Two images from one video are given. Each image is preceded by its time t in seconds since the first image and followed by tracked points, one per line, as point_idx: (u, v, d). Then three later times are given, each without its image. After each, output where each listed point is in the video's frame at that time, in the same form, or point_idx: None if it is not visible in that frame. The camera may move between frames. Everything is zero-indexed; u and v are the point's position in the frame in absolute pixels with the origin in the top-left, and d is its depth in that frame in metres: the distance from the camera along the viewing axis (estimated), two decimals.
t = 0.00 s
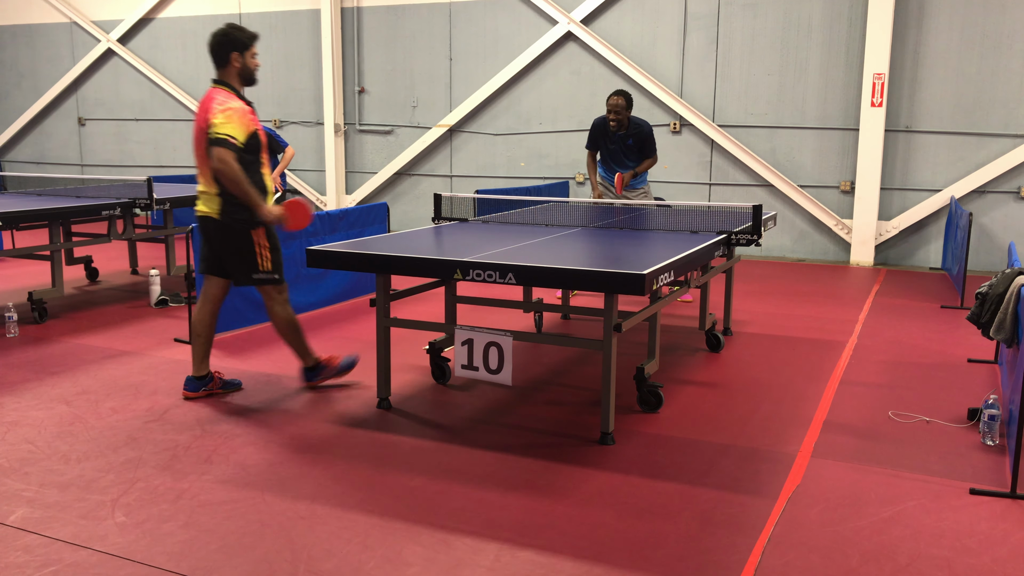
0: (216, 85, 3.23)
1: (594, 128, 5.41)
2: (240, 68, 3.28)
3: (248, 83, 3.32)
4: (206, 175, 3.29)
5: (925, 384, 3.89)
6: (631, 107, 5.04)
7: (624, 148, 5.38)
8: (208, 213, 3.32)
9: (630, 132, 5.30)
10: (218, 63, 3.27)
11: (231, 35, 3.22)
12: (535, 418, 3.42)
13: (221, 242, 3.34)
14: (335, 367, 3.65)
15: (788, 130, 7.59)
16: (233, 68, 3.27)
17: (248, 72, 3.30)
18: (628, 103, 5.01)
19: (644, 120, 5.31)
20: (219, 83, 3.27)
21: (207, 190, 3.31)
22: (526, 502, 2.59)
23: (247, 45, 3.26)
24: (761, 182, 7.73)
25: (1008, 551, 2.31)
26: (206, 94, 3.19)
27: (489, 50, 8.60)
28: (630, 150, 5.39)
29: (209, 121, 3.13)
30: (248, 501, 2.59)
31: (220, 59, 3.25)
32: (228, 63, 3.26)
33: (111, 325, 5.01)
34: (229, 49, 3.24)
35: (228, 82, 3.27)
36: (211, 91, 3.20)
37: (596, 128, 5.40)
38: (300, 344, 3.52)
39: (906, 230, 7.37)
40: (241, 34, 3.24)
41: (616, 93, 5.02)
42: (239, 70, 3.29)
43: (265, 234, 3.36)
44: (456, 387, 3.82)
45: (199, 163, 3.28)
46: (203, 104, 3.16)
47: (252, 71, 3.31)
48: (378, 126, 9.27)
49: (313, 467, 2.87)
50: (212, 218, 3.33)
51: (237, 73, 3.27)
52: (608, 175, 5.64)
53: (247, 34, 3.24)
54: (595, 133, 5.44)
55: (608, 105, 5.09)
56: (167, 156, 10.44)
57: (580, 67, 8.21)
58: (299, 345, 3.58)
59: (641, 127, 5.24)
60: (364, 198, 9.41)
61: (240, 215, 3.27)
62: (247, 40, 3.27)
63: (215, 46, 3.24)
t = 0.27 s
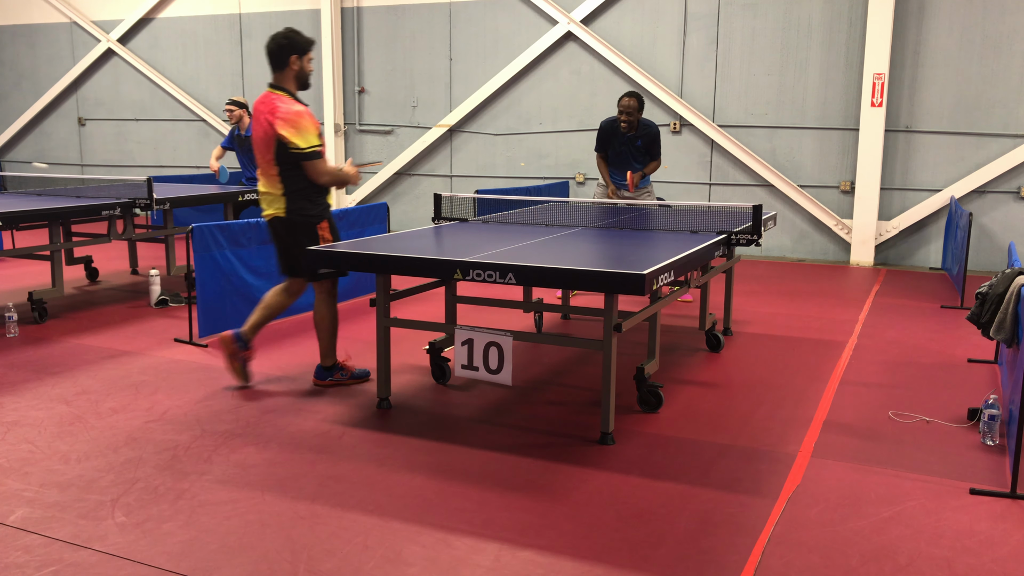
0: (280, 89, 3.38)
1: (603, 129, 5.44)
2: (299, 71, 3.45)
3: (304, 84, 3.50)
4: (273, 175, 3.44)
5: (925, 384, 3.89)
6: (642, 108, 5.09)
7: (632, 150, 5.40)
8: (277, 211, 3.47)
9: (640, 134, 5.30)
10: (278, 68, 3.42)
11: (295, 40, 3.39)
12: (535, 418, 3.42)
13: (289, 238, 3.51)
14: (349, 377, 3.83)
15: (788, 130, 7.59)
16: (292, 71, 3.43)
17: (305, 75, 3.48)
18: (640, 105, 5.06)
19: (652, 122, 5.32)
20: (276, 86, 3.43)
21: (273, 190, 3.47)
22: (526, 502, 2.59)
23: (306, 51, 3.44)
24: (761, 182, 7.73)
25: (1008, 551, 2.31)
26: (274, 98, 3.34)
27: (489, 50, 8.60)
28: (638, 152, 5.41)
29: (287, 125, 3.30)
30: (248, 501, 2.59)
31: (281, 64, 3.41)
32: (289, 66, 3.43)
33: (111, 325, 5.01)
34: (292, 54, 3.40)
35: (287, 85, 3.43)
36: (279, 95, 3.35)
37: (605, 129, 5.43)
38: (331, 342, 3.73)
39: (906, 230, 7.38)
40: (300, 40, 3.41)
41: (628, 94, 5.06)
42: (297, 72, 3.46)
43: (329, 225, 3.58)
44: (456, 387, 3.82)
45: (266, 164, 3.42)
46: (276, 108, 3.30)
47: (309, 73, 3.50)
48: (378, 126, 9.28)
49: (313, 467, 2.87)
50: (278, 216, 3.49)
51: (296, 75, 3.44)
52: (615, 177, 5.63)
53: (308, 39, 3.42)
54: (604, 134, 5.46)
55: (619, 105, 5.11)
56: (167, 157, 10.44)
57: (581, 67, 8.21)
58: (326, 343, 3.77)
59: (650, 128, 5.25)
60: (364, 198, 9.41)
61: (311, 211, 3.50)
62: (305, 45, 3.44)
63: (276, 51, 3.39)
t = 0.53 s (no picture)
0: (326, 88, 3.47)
1: (605, 129, 5.34)
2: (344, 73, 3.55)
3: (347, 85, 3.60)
4: (317, 173, 3.55)
5: (925, 384, 3.89)
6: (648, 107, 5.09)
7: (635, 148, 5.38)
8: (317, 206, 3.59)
9: (644, 133, 5.30)
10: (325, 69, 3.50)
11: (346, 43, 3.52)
12: (534, 418, 3.42)
13: (327, 232, 3.63)
14: (348, 376, 3.83)
15: (787, 130, 7.59)
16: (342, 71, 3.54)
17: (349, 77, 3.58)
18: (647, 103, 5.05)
19: (655, 121, 5.32)
20: (324, 85, 3.53)
21: (314, 187, 3.59)
22: (526, 503, 2.59)
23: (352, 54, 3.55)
24: (761, 182, 7.73)
25: (1009, 551, 2.31)
26: (323, 96, 3.43)
27: (489, 50, 8.59)
28: (639, 151, 5.40)
29: (338, 125, 3.41)
30: (248, 501, 2.59)
31: (329, 66, 3.50)
32: (337, 69, 3.52)
33: (111, 325, 5.01)
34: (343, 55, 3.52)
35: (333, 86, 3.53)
36: (328, 95, 3.44)
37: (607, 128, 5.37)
38: (335, 342, 3.73)
39: (906, 230, 7.37)
40: (347, 45, 3.52)
41: (635, 92, 5.04)
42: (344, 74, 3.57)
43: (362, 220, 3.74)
44: (455, 387, 3.82)
45: (312, 161, 3.52)
46: (327, 108, 3.40)
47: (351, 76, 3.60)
48: (378, 126, 9.28)
49: (313, 467, 2.87)
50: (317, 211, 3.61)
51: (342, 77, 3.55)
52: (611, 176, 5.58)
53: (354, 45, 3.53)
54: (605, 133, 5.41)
55: (625, 104, 5.07)
56: (167, 157, 10.44)
57: (580, 67, 8.21)
58: (330, 342, 3.78)
59: (654, 127, 5.25)
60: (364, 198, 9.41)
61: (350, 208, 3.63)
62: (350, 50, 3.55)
63: (325, 54, 3.48)
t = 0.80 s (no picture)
0: (368, 90, 3.58)
1: (605, 127, 5.33)
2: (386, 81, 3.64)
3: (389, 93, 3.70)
4: (351, 171, 3.65)
5: (925, 384, 3.89)
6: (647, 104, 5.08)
7: (634, 146, 5.37)
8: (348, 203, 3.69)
9: (644, 131, 5.29)
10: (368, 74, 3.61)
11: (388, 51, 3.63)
12: (534, 418, 3.42)
13: (356, 229, 3.75)
14: (352, 373, 3.84)
15: (787, 130, 7.59)
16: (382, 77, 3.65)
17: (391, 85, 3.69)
18: (645, 101, 5.03)
19: (655, 119, 5.31)
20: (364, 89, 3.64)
21: (347, 184, 3.69)
22: (526, 503, 2.59)
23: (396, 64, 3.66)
24: (761, 182, 7.73)
25: (1009, 551, 2.31)
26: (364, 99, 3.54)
27: (489, 50, 8.60)
28: (639, 149, 5.39)
29: (377, 126, 3.51)
30: (249, 501, 2.59)
31: (373, 73, 3.60)
32: (381, 77, 3.63)
33: (111, 325, 5.01)
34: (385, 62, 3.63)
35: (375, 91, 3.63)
36: (370, 97, 3.55)
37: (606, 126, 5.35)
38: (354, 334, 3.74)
39: (906, 230, 7.37)
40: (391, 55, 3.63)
41: (633, 91, 5.01)
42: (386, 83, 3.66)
43: (391, 219, 3.82)
44: (456, 387, 3.82)
45: (348, 159, 3.63)
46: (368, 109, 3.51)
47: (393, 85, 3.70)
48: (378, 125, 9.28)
49: (313, 467, 2.87)
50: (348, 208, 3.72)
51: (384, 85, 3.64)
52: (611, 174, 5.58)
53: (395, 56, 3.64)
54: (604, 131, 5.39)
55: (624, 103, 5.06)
56: (167, 157, 10.44)
57: (581, 67, 8.21)
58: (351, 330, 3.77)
59: (654, 126, 5.24)
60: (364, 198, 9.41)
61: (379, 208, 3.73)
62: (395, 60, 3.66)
63: (369, 60, 3.58)
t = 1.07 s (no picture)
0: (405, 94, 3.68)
1: (605, 124, 5.34)
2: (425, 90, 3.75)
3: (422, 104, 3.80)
4: (372, 163, 3.70)
5: (925, 384, 3.89)
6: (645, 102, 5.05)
7: (633, 144, 5.36)
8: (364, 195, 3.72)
9: (643, 130, 5.27)
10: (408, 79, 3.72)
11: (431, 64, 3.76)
12: (534, 418, 3.42)
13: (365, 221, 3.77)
14: (362, 365, 3.86)
15: (787, 130, 7.59)
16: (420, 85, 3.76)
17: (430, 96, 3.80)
18: (642, 98, 5.00)
19: (656, 118, 5.28)
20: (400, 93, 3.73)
21: (364, 176, 3.73)
22: (526, 503, 2.59)
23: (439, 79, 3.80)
24: (761, 182, 7.73)
25: (1009, 552, 2.31)
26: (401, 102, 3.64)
27: (490, 50, 8.60)
28: (637, 147, 5.37)
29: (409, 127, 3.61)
30: (248, 501, 2.59)
31: (413, 79, 3.71)
32: (420, 85, 3.72)
33: (111, 325, 5.01)
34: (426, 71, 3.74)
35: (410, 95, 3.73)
36: (405, 98, 3.64)
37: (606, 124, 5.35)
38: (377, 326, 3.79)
39: (906, 230, 7.38)
40: (437, 69, 3.77)
41: (630, 87, 5.01)
42: (422, 94, 3.76)
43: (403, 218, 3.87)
44: (456, 387, 3.83)
45: (371, 153, 3.68)
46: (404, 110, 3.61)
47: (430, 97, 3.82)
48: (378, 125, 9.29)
49: (313, 467, 2.87)
50: (362, 200, 3.76)
51: (421, 95, 3.74)
52: (612, 172, 5.57)
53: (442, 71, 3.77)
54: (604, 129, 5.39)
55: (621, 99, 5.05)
56: (167, 157, 10.44)
57: (581, 67, 8.21)
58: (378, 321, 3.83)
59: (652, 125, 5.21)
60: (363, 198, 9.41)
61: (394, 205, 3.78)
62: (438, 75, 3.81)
63: (413, 69, 3.71)
